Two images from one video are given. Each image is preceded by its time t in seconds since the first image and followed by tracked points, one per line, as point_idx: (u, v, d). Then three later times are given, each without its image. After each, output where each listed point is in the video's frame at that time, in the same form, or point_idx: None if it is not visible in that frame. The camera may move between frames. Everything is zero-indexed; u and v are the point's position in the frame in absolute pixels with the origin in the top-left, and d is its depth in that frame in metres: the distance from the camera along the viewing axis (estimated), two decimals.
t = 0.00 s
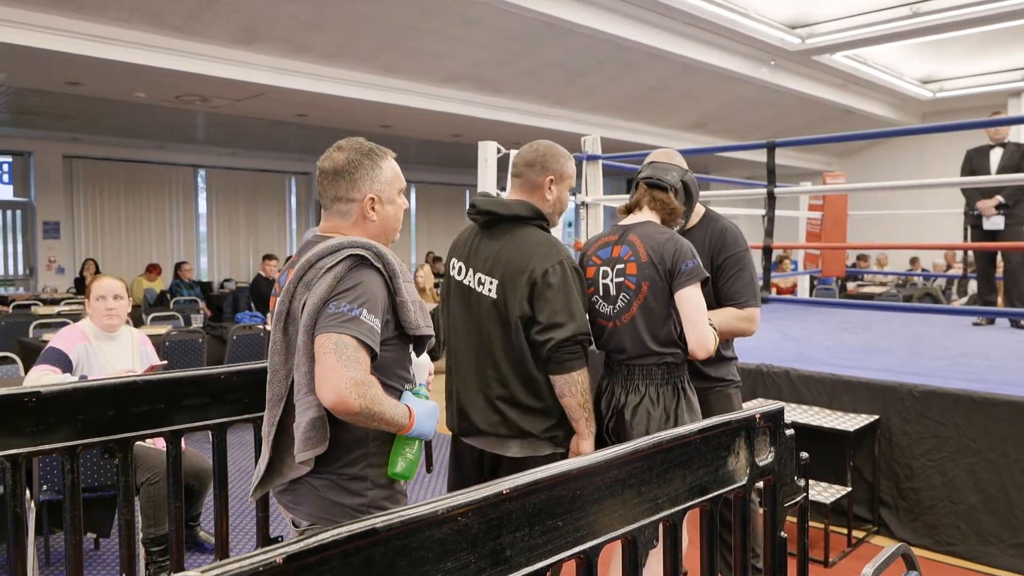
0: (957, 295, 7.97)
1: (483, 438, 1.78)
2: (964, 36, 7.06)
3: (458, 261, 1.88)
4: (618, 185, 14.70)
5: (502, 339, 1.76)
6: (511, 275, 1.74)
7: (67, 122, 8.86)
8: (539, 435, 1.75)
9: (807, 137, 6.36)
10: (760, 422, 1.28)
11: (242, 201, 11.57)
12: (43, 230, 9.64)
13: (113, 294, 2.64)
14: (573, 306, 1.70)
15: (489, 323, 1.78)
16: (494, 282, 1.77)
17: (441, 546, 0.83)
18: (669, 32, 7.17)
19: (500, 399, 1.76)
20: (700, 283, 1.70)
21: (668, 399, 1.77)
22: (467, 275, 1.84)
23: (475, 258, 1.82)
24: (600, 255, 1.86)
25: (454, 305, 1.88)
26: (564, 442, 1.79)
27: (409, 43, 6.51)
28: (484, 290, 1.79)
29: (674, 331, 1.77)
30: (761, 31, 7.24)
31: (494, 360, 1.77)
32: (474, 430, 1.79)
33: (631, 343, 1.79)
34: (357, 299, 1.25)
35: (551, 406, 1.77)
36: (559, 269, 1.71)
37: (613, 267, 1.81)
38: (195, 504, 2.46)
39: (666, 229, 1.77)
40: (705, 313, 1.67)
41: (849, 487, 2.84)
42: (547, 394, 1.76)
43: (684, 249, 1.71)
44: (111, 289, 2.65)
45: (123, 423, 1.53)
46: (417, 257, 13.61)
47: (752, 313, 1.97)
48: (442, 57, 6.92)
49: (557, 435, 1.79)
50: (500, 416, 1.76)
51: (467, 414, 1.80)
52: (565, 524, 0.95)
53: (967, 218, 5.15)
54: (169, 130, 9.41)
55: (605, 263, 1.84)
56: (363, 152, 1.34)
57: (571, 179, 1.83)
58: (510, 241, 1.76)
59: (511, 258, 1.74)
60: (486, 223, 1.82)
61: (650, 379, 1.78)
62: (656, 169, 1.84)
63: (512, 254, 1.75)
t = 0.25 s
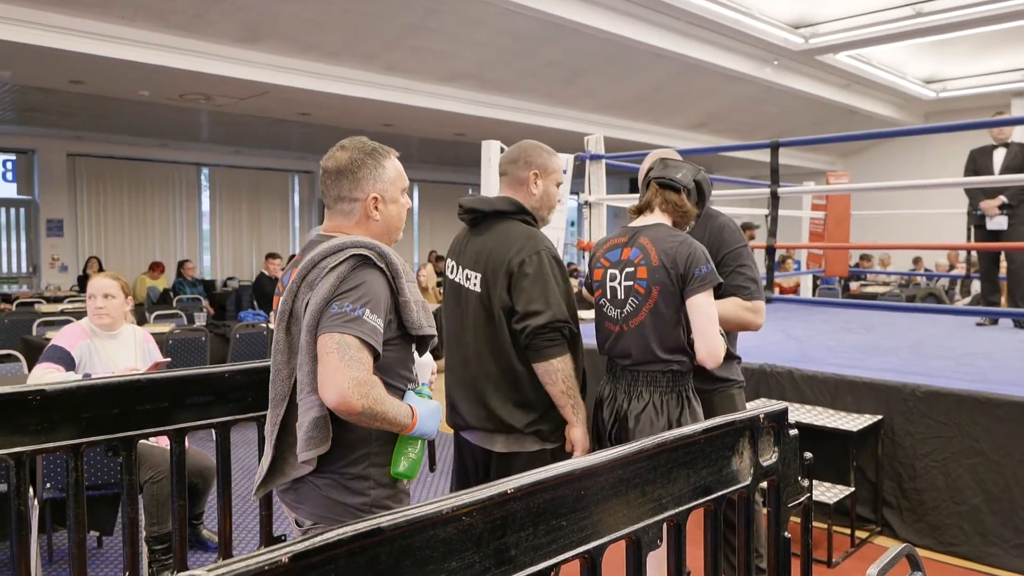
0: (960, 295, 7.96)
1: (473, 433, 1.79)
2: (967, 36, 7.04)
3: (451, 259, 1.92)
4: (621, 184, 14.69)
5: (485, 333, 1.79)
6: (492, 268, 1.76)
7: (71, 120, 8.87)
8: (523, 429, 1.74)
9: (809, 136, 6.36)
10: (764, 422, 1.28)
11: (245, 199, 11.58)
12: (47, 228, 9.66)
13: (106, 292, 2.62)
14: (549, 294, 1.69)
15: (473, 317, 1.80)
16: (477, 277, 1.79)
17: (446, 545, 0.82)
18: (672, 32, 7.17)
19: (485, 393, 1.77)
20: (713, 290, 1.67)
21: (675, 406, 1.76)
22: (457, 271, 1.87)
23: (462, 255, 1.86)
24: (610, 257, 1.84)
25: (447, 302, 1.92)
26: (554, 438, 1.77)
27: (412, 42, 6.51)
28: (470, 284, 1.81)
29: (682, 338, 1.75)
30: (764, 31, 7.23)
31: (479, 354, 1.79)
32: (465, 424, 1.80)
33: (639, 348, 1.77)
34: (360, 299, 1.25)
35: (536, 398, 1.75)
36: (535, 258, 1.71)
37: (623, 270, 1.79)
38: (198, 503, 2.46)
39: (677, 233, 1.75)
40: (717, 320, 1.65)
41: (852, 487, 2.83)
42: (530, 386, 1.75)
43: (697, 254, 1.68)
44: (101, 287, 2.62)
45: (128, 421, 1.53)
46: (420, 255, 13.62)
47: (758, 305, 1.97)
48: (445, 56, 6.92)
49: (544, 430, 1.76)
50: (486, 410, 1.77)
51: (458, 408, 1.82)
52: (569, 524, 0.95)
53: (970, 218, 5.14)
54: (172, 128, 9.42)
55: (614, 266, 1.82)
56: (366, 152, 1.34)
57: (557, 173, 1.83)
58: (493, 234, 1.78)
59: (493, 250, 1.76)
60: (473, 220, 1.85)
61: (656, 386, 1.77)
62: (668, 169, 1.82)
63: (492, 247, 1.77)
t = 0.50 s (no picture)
0: (963, 296, 7.94)
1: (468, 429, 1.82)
2: (971, 37, 7.03)
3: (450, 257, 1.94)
4: (624, 184, 14.69)
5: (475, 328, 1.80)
6: (479, 264, 1.77)
7: (74, 119, 8.88)
8: (510, 426, 1.74)
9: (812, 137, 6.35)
10: (766, 423, 1.28)
11: (248, 199, 11.59)
12: (50, 227, 9.68)
13: (105, 291, 2.63)
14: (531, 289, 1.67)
15: (465, 314, 1.82)
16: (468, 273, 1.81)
17: (449, 544, 0.83)
18: (675, 33, 7.16)
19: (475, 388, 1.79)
20: (716, 291, 1.67)
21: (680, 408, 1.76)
22: (454, 270, 1.89)
23: (458, 252, 1.88)
24: (614, 259, 1.84)
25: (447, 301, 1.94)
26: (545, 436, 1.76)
27: (415, 42, 6.51)
28: (463, 281, 1.82)
29: (685, 339, 1.74)
30: (767, 32, 7.22)
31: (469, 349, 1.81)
32: (460, 420, 1.81)
33: (642, 350, 1.77)
34: (362, 299, 1.25)
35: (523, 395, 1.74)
36: (519, 254, 1.70)
37: (626, 272, 1.79)
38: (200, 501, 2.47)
39: (681, 234, 1.74)
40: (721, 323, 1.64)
41: (855, 488, 2.83)
42: (517, 382, 1.75)
43: (699, 256, 1.68)
44: (100, 287, 2.63)
45: (130, 420, 1.53)
46: (422, 255, 13.62)
47: (764, 300, 1.97)
48: (448, 56, 6.92)
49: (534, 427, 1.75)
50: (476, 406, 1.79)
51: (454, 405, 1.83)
52: (572, 524, 0.95)
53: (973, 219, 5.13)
54: (175, 127, 9.43)
55: (618, 268, 1.82)
56: (369, 151, 1.34)
57: (554, 171, 1.83)
58: (484, 232, 1.79)
59: (483, 247, 1.77)
60: (467, 218, 1.87)
61: (660, 388, 1.77)
62: (674, 169, 1.81)
63: (481, 244, 1.78)
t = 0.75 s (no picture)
0: (964, 296, 7.93)
1: (476, 431, 1.81)
2: (972, 36, 7.02)
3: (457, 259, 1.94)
4: (625, 184, 14.69)
5: (487, 330, 1.80)
6: (491, 266, 1.76)
7: (75, 120, 8.89)
8: (520, 428, 1.74)
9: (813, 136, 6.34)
10: (769, 423, 1.28)
11: (250, 199, 11.60)
12: (52, 227, 9.69)
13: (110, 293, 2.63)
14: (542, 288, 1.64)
15: (473, 316, 1.82)
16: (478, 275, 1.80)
17: (453, 544, 0.83)
18: (675, 32, 7.16)
19: (485, 391, 1.78)
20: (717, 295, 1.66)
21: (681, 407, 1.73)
22: (462, 272, 1.89)
23: (467, 254, 1.87)
24: (617, 260, 1.84)
25: (455, 303, 1.95)
26: (553, 438, 1.76)
27: (415, 42, 6.51)
28: (471, 284, 1.83)
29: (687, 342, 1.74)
30: (769, 31, 7.21)
31: (480, 351, 1.80)
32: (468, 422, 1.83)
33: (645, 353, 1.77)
34: (365, 300, 1.25)
35: (532, 398, 1.74)
36: (527, 255, 1.68)
37: (629, 275, 1.79)
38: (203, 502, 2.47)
39: (682, 237, 1.74)
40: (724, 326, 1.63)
41: (857, 488, 2.82)
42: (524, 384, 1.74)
43: (701, 260, 1.67)
44: (108, 289, 2.63)
45: (133, 420, 1.53)
46: (423, 255, 13.62)
47: (774, 297, 1.96)
48: (449, 56, 6.92)
49: (542, 430, 1.75)
50: (486, 408, 1.78)
51: (461, 407, 1.85)
52: (575, 523, 0.95)
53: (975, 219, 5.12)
54: (176, 128, 9.43)
55: (621, 270, 1.82)
56: (372, 152, 1.34)
57: (564, 172, 1.82)
58: (491, 234, 1.80)
59: (491, 249, 1.77)
60: (476, 220, 1.87)
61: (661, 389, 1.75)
62: (676, 172, 1.81)
63: (489, 246, 1.78)
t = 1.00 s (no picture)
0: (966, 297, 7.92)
1: (489, 436, 1.79)
2: (974, 37, 7.01)
3: (466, 262, 1.92)
4: (626, 185, 14.69)
5: (503, 335, 1.78)
6: (511, 271, 1.74)
7: (77, 119, 8.90)
8: (540, 433, 1.73)
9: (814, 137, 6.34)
10: (770, 424, 1.28)
11: (251, 199, 11.61)
12: (54, 226, 9.70)
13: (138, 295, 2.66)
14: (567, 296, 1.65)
15: (488, 321, 1.80)
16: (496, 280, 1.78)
17: (454, 545, 0.83)
18: (677, 32, 7.15)
19: (503, 396, 1.76)
20: (724, 295, 1.67)
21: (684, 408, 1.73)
22: (473, 275, 1.87)
23: (480, 258, 1.85)
24: (619, 261, 1.83)
25: (462, 306, 1.92)
26: (571, 442, 1.76)
27: (417, 42, 6.51)
28: (485, 288, 1.81)
29: (691, 342, 1.75)
30: (770, 32, 7.20)
31: (497, 356, 1.78)
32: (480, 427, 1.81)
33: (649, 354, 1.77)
34: (367, 301, 1.25)
35: (552, 405, 1.74)
36: (550, 263, 1.68)
37: (633, 275, 1.78)
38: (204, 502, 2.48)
39: (688, 238, 1.74)
40: (732, 326, 1.63)
41: (858, 489, 2.82)
42: (544, 390, 1.74)
43: (708, 261, 1.67)
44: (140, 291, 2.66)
45: (135, 420, 1.53)
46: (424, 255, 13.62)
47: (775, 301, 1.95)
48: (450, 56, 6.92)
49: (561, 435, 1.75)
50: (503, 413, 1.76)
51: (473, 412, 1.83)
52: (577, 525, 0.95)
53: (976, 220, 5.11)
54: (178, 127, 9.44)
55: (624, 270, 1.81)
56: (375, 153, 1.34)
57: (577, 175, 1.81)
58: (508, 238, 1.78)
59: (510, 254, 1.75)
60: (489, 223, 1.84)
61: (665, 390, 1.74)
62: (678, 173, 1.81)
63: (506, 251, 1.77)
